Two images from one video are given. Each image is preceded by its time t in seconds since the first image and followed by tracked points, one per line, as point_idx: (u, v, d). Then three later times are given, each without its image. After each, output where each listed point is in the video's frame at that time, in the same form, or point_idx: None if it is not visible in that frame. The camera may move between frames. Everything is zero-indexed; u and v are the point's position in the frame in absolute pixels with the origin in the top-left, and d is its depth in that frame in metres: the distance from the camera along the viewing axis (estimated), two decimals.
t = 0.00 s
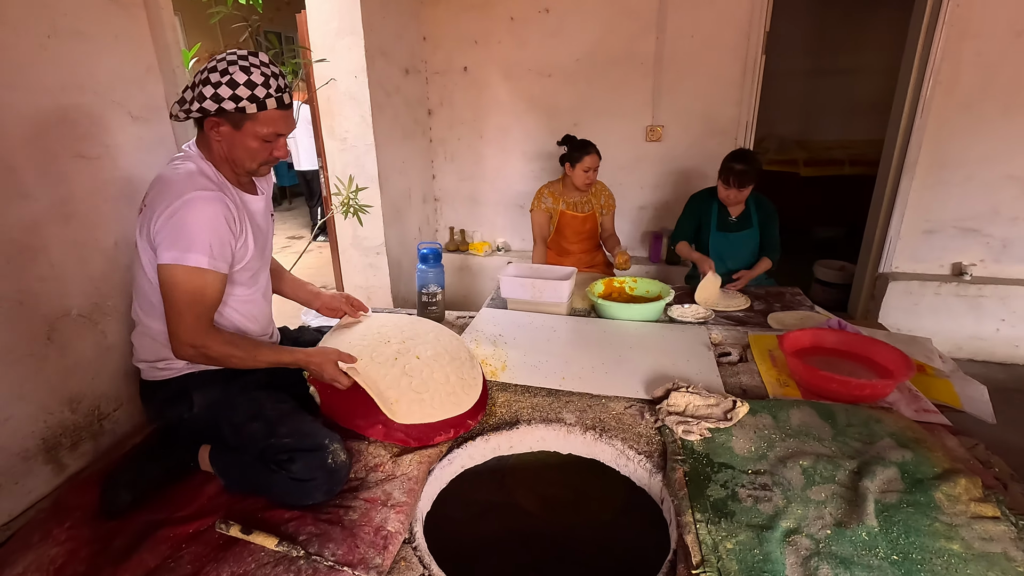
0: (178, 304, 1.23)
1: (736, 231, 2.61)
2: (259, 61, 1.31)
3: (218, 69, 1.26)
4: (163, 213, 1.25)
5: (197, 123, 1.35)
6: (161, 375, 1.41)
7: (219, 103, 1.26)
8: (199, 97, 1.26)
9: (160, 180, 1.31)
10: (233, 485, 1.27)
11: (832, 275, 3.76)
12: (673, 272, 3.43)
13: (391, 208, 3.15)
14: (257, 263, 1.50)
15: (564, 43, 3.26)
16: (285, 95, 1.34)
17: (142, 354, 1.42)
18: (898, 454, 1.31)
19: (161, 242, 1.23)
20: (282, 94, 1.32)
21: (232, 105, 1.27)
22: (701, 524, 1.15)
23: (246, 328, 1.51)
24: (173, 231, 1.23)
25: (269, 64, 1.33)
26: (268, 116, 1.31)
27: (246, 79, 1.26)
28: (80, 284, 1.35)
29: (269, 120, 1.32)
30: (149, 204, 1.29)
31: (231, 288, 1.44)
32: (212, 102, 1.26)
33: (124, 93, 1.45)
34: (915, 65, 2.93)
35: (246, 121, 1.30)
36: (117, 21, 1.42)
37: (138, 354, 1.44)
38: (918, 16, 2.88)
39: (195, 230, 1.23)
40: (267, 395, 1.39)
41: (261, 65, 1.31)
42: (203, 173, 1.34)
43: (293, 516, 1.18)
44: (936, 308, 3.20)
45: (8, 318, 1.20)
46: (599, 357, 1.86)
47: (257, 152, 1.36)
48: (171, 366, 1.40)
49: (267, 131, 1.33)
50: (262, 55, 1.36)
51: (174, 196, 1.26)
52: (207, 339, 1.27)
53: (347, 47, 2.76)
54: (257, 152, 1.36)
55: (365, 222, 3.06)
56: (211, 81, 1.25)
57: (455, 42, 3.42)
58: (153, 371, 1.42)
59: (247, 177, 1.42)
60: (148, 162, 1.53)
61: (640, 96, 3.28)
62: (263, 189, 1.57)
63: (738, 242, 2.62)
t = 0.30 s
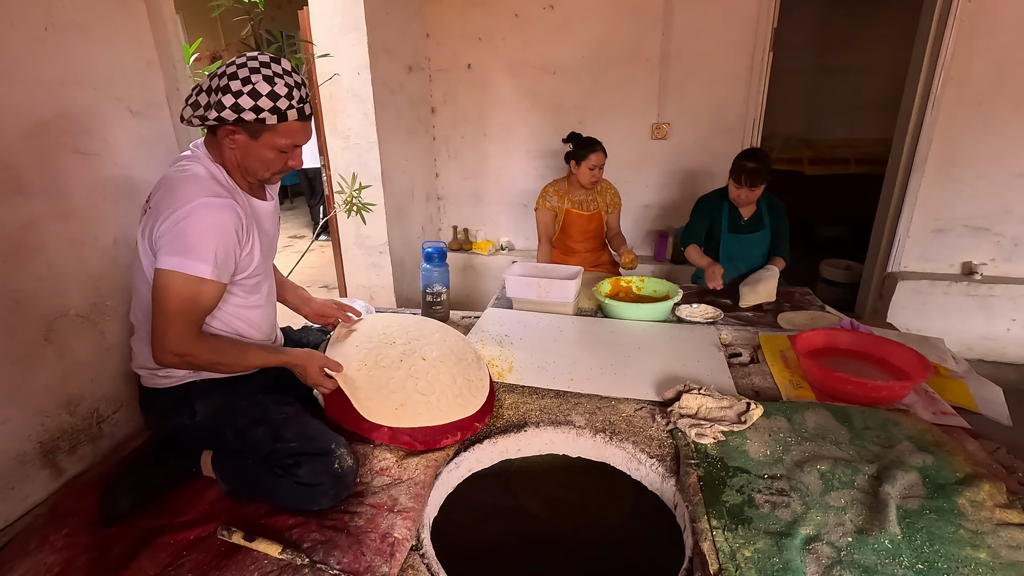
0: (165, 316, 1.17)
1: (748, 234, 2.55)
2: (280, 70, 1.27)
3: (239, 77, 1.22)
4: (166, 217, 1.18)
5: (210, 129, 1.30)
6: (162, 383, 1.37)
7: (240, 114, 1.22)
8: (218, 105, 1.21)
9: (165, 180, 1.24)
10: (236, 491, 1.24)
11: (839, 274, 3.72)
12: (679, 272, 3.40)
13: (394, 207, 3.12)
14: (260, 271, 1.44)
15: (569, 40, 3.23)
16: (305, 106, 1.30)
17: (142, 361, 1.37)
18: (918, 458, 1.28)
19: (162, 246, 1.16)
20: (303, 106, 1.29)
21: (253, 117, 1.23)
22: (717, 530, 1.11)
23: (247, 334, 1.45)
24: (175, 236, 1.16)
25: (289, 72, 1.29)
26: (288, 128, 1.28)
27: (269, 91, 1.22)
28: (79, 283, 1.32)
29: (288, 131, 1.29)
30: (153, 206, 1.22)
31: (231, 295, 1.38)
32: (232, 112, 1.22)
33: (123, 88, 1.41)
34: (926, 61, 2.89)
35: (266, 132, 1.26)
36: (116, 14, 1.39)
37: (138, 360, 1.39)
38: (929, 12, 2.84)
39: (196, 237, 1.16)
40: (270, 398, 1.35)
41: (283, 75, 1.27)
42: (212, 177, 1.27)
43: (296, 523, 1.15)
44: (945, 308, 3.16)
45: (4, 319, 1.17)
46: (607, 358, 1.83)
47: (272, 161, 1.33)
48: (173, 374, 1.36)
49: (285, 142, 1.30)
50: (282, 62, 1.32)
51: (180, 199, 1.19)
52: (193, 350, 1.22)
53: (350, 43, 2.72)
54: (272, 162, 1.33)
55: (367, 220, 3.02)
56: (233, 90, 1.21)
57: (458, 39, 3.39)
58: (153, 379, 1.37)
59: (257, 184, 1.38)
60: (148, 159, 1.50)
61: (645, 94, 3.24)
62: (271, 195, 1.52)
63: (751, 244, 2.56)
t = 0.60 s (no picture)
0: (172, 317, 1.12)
1: (755, 236, 2.52)
2: (318, 86, 1.26)
3: (279, 90, 1.20)
4: (186, 217, 1.15)
5: (238, 132, 1.27)
6: (163, 382, 1.32)
7: (275, 126, 1.21)
8: (254, 115, 1.19)
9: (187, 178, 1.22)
10: (237, 493, 1.22)
11: (843, 273, 3.69)
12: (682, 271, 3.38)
13: (396, 206, 3.10)
14: (270, 276, 1.42)
15: (572, 38, 3.20)
16: (337, 124, 1.30)
17: (143, 359, 1.33)
18: (929, 460, 1.26)
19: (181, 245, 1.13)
20: (336, 124, 1.29)
21: (288, 130, 1.21)
22: (725, 535, 1.09)
23: (250, 337, 1.43)
24: (193, 238, 1.12)
25: (325, 88, 1.28)
26: (319, 143, 1.27)
27: (308, 107, 1.21)
28: (77, 282, 1.30)
29: (317, 146, 1.28)
30: (174, 205, 1.19)
31: (239, 297, 1.36)
32: (267, 123, 1.20)
33: (121, 83, 1.40)
34: (932, 58, 2.86)
35: (297, 145, 1.25)
36: (114, 9, 1.37)
37: (138, 358, 1.35)
38: (936, 9, 2.81)
39: (216, 241, 1.13)
40: (274, 398, 1.33)
41: (320, 91, 1.26)
42: (237, 181, 1.24)
43: (297, 526, 1.13)
44: (951, 307, 3.14)
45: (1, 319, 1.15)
46: (611, 358, 1.81)
47: (296, 172, 1.32)
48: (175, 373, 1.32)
49: (313, 156, 1.29)
50: (318, 77, 1.31)
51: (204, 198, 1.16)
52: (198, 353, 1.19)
53: (352, 41, 2.70)
54: (296, 173, 1.32)
55: (369, 219, 3.01)
56: (271, 102, 1.19)
57: (460, 37, 3.37)
58: (153, 377, 1.33)
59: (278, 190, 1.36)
60: (148, 156, 1.48)
61: (649, 91, 3.21)
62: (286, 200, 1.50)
63: (758, 247, 2.52)
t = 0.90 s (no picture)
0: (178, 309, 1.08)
1: (758, 236, 2.50)
2: (336, 89, 1.25)
3: (299, 93, 1.19)
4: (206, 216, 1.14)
5: (257, 137, 1.26)
6: (161, 379, 1.31)
7: (294, 128, 1.20)
8: (273, 118, 1.19)
9: (209, 176, 1.21)
10: (230, 495, 1.20)
11: (845, 272, 3.67)
12: (683, 270, 3.36)
13: (395, 204, 3.08)
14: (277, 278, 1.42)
15: (572, 35, 3.18)
16: (355, 127, 1.29)
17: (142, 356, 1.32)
18: (932, 462, 1.24)
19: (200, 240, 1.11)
20: (353, 127, 1.28)
21: (307, 133, 1.20)
22: (725, 537, 1.08)
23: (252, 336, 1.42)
24: (212, 235, 1.11)
25: (342, 92, 1.28)
26: (337, 146, 1.26)
27: (327, 110, 1.20)
28: (69, 282, 1.29)
29: (336, 148, 1.27)
30: (193, 204, 1.18)
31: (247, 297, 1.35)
32: (287, 126, 1.19)
33: (114, 80, 1.38)
34: (936, 56, 2.83)
35: (316, 147, 1.24)
36: (107, 4, 1.36)
37: (136, 355, 1.34)
38: (939, 6, 2.78)
39: (235, 239, 1.11)
40: (270, 398, 1.31)
41: (338, 94, 1.25)
42: (256, 182, 1.23)
43: (290, 529, 1.11)
44: (954, 307, 3.12)
45: None
46: (610, 358, 1.79)
47: (314, 175, 1.31)
48: (174, 371, 1.30)
49: (331, 158, 1.28)
50: (335, 79, 1.30)
51: (227, 197, 1.16)
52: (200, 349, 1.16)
53: (350, 38, 2.69)
54: (314, 176, 1.31)
55: (367, 218, 2.99)
56: (290, 104, 1.18)
57: (460, 35, 3.35)
58: (150, 374, 1.32)
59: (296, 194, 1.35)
60: (142, 154, 1.47)
61: (649, 89, 3.19)
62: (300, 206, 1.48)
63: (760, 247, 2.51)
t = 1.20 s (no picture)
0: (244, 330, 1.10)
1: (761, 235, 2.47)
2: (345, 83, 1.24)
3: (313, 91, 1.18)
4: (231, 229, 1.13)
5: (275, 143, 1.24)
6: (157, 376, 1.31)
7: (314, 127, 1.18)
8: (291, 119, 1.17)
9: (225, 184, 1.20)
10: (223, 497, 1.19)
11: (847, 272, 3.65)
12: (683, 269, 3.35)
13: (394, 203, 3.07)
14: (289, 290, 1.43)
15: (572, 34, 3.17)
16: (369, 119, 1.26)
17: (140, 352, 1.32)
18: (933, 465, 1.22)
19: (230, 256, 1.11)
20: (368, 119, 1.26)
21: (326, 130, 1.18)
22: (722, 541, 1.07)
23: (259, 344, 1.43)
24: (241, 249, 1.10)
25: (352, 85, 1.26)
26: (354, 139, 1.24)
27: (342, 104, 1.18)
28: (61, 282, 1.28)
29: (353, 142, 1.24)
30: (212, 216, 1.17)
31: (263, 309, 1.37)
32: (306, 125, 1.17)
33: (107, 78, 1.38)
34: (938, 54, 2.81)
35: (336, 144, 1.22)
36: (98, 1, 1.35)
37: (133, 351, 1.33)
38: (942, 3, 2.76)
39: (265, 249, 1.11)
40: (265, 398, 1.30)
41: (350, 88, 1.23)
42: (272, 190, 1.22)
43: (283, 531, 1.11)
44: (956, 307, 3.10)
45: None
46: (609, 358, 1.78)
47: (335, 172, 1.28)
48: (171, 369, 1.30)
49: (349, 153, 1.25)
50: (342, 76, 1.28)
51: (249, 206, 1.15)
52: (279, 367, 1.19)
53: (348, 36, 2.67)
54: (335, 173, 1.28)
55: (366, 217, 2.99)
56: (307, 103, 1.16)
57: (459, 33, 3.34)
58: (148, 370, 1.31)
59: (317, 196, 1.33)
60: (135, 153, 1.46)
61: (649, 88, 3.18)
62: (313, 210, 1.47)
63: (763, 246, 2.48)
